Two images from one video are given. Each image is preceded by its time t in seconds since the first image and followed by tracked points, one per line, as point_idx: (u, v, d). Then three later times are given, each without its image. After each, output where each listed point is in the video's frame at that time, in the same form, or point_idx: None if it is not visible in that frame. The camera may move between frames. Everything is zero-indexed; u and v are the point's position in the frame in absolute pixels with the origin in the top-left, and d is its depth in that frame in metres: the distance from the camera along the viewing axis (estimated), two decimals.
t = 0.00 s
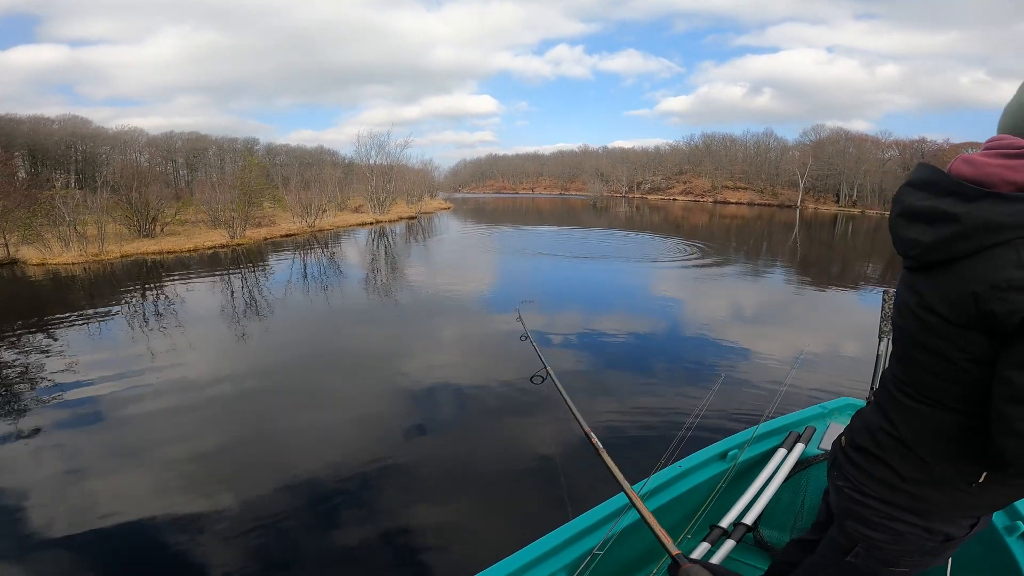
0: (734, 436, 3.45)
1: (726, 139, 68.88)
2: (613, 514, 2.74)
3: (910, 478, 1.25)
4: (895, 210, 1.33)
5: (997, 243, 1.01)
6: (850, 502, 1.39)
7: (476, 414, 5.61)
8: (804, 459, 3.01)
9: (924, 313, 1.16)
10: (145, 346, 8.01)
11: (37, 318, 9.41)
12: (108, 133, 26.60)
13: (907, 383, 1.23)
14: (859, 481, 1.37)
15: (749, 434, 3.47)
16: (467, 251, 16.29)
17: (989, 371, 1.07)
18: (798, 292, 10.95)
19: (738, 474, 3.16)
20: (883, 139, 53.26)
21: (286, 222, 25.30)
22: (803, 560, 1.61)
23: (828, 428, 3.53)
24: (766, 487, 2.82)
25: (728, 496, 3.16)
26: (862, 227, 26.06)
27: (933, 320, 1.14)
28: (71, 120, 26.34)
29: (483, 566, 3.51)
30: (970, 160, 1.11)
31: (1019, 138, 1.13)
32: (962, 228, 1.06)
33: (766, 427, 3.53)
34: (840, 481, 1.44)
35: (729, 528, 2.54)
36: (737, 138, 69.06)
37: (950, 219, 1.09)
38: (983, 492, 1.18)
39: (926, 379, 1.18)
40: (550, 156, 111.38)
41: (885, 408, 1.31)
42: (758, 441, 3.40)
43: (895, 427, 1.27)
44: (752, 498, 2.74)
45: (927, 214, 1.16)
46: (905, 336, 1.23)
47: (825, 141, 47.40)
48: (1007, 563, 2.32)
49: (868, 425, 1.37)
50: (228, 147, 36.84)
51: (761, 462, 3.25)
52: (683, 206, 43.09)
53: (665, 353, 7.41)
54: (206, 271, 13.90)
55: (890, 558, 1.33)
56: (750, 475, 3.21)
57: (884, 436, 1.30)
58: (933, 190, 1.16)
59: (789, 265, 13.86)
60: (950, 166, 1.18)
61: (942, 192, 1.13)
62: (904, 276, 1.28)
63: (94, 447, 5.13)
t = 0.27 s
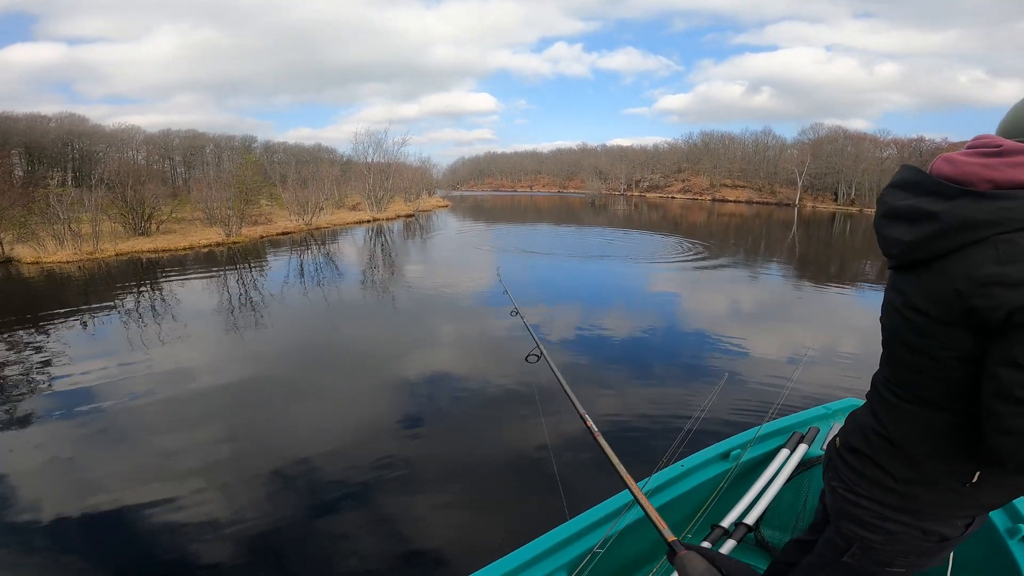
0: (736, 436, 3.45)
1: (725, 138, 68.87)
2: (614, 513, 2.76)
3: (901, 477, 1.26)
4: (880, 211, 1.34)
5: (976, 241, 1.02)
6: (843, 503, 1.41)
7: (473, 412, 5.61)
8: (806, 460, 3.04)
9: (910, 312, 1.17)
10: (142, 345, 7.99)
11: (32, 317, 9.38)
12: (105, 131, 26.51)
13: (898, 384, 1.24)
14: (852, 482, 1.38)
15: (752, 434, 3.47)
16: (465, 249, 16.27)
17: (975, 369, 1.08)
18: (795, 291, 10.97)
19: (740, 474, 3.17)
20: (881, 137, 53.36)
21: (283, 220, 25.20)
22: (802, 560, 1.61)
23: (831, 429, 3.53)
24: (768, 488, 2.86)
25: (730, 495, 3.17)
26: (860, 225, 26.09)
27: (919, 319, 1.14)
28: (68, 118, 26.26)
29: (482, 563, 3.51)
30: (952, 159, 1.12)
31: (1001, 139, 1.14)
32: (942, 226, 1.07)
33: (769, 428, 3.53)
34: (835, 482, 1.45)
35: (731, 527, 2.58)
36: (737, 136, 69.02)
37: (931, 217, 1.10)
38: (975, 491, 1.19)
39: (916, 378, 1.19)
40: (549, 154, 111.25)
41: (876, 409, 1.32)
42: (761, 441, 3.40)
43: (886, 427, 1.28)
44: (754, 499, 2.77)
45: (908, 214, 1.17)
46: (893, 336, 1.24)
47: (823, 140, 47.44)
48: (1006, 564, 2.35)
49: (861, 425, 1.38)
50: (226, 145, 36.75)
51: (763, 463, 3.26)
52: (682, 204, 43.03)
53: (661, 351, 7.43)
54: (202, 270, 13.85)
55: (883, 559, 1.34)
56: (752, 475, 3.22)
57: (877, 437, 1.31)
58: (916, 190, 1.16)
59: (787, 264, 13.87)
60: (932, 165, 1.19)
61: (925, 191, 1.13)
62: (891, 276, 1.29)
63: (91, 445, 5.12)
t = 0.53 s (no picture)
0: (746, 436, 3.45)
1: (727, 137, 68.74)
2: (624, 511, 2.78)
3: (912, 475, 1.25)
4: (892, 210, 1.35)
5: (987, 240, 1.03)
6: (854, 501, 1.40)
7: (476, 412, 5.61)
8: (817, 460, 3.05)
9: (922, 310, 1.17)
10: (143, 344, 7.98)
11: (33, 316, 9.38)
12: (106, 130, 26.52)
13: (910, 381, 1.24)
14: (862, 480, 1.37)
15: (762, 434, 3.47)
16: (465, 248, 16.26)
17: (987, 366, 1.08)
18: (797, 290, 10.95)
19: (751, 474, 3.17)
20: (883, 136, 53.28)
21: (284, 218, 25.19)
22: (812, 560, 1.61)
23: (843, 430, 3.53)
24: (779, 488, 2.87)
25: (740, 495, 3.18)
26: (861, 224, 26.04)
27: (931, 317, 1.15)
28: (69, 116, 26.27)
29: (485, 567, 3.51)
30: (964, 159, 1.13)
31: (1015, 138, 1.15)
32: (953, 225, 1.08)
33: (780, 428, 3.53)
34: (845, 481, 1.44)
35: (741, 527, 2.59)
36: (739, 135, 68.83)
37: (942, 216, 1.11)
38: (987, 489, 1.18)
39: (928, 376, 1.19)
40: (550, 153, 111.18)
41: (887, 406, 1.31)
42: (771, 441, 3.41)
43: (897, 424, 1.27)
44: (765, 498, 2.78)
45: (920, 213, 1.18)
46: (904, 334, 1.24)
47: (825, 139, 47.34)
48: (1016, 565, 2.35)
49: (872, 423, 1.37)
50: (227, 143, 36.72)
51: (774, 463, 3.26)
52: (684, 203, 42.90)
53: (662, 350, 7.42)
54: (203, 268, 13.85)
55: (895, 558, 1.32)
56: (763, 476, 3.22)
57: (887, 435, 1.31)
58: (927, 189, 1.17)
59: (788, 263, 13.84)
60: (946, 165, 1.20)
61: (936, 190, 1.14)
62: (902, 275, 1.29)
63: (95, 446, 5.14)
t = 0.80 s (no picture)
0: (757, 437, 3.45)
1: (729, 137, 68.63)
2: (632, 512, 2.79)
3: (925, 476, 1.25)
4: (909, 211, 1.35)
5: (1008, 241, 1.03)
6: (865, 503, 1.39)
7: (478, 412, 5.59)
8: (827, 463, 3.05)
9: (940, 311, 1.17)
10: (143, 343, 7.98)
11: (33, 315, 9.39)
12: (109, 129, 26.58)
13: (925, 382, 1.24)
14: (874, 480, 1.37)
15: (772, 436, 3.47)
16: (466, 248, 16.25)
17: (1005, 368, 1.08)
18: (799, 290, 10.91)
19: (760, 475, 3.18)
20: (886, 136, 53.13)
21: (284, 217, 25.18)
22: (821, 562, 1.61)
23: (854, 432, 3.53)
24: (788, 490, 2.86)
25: (750, 496, 3.19)
26: (864, 224, 25.94)
27: (949, 317, 1.15)
28: (71, 115, 26.34)
29: (487, 568, 3.49)
30: (985, 160, 1.13)
31: None
32: (974, 226, 1.08)
33: (792, 429, 3.53)
34: (856, 482, 1.44)
35: (750, 529, 2.59)
36: (741, 134, 68.69)
37: (963, 217, 1.11)
38: (999, 490, 1.19)
39: (944, 377, 1.19)
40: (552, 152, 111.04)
41: (901, 407, 1.31)
42: (781, 443, 3.41)
43: (911, 425, 1.27)
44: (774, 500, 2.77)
45: (940, 214, 1.18)
46: (920, 334, 1.24)
47: (827, 139, 47.22)
48: None
49: (885, 424, 1.37)
50: (228, 142, 36.78)
51: (783, 465, 3.27)
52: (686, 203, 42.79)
53: (663, 350, 7.41)
54: (203, 267, 13.86)
55: (906, 559, 1.32)
56: (773, 477, 3.23)
57: (900, 436, 1.30)
58: (946, 190, 1.18)
59: (790, 263, 13.81)
60: (966, 166, 1.20)
61: (957, 191, 1.14)
62: (920, 275, 1.29)
63: (96, 443, 5.15)
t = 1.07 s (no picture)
0: (769, 439, 3.44)
1: (731, 137, 68.49)
2: (643, 513, 2.79)
3: (941, 479, 1.25)
4: (926, 213, 1.34)
5: None
6: (880, 505, 1.39)
7: (480, 412, 5.59)
8: (840, 465, 3.05)
9: (958, 313, 1.17)
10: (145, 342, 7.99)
11: (34, 314, 9.40)
12: (111, 128, 26.64)
13: (942, 386, 1.23)
14: (890, 483, 1.37)
15: (784, 438, 3.45)
16: (468, 247, 16.25)
17: None
18: (800, 291, 10.88)
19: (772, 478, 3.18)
20: (888, 136, 53.02)
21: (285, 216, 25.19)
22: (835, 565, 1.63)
23: (866, 435, 3.52)
24: (799, 493, 2.84)
25: (760, 499, 3.18)
26: (866, 225, 25.88)
27: (966, 320, 1.15)
28: (73, 114, 26.41)
29: (491, 568, 3.49)
30: (1004, 162, 1.13)
31: None
32: (992, 229, 1.08)
33: (803, 431, 3.52)
34: (871, 485, 1.44)
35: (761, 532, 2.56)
36: (743, 134, 68.55)
37: (982, 219, 1.10)
38: (1017, 494, 1.18)
39: (961, 380, 1.18)
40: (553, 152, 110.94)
41: (917, 409, 1.31)
42: (793, 445, 3.39)
43: (926, 427, 1.27)
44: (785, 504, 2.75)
45: (958, 216, 1.18)
46: (937, 337, 1.24)
47: (829, 139, 47.12)
48: None
49: (899, 427, 1.36)
50: (230, 141, 36.83)
51: (796, 468, 3.26)
52: (687, 203, 42.70)
53: (665, 350, 7.41)
54: (203, 267, 13.86)
55: (921, 562, 1.32)
56: (785, 479, 3.22)
57: (916, 438, 1.30)
58: (963, 192, 1.17)
59: (792, 264, 13.78)
60: (985, 167, 1.19)
61: (976, 194, 1.14)
62: (937, 278, 1.29)
63: (98, 441, 5.16)
